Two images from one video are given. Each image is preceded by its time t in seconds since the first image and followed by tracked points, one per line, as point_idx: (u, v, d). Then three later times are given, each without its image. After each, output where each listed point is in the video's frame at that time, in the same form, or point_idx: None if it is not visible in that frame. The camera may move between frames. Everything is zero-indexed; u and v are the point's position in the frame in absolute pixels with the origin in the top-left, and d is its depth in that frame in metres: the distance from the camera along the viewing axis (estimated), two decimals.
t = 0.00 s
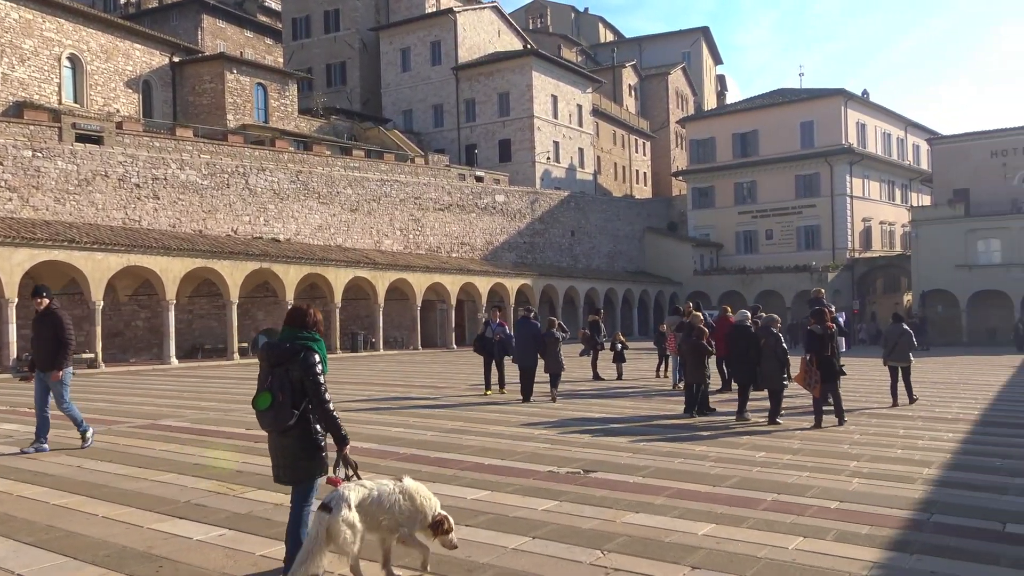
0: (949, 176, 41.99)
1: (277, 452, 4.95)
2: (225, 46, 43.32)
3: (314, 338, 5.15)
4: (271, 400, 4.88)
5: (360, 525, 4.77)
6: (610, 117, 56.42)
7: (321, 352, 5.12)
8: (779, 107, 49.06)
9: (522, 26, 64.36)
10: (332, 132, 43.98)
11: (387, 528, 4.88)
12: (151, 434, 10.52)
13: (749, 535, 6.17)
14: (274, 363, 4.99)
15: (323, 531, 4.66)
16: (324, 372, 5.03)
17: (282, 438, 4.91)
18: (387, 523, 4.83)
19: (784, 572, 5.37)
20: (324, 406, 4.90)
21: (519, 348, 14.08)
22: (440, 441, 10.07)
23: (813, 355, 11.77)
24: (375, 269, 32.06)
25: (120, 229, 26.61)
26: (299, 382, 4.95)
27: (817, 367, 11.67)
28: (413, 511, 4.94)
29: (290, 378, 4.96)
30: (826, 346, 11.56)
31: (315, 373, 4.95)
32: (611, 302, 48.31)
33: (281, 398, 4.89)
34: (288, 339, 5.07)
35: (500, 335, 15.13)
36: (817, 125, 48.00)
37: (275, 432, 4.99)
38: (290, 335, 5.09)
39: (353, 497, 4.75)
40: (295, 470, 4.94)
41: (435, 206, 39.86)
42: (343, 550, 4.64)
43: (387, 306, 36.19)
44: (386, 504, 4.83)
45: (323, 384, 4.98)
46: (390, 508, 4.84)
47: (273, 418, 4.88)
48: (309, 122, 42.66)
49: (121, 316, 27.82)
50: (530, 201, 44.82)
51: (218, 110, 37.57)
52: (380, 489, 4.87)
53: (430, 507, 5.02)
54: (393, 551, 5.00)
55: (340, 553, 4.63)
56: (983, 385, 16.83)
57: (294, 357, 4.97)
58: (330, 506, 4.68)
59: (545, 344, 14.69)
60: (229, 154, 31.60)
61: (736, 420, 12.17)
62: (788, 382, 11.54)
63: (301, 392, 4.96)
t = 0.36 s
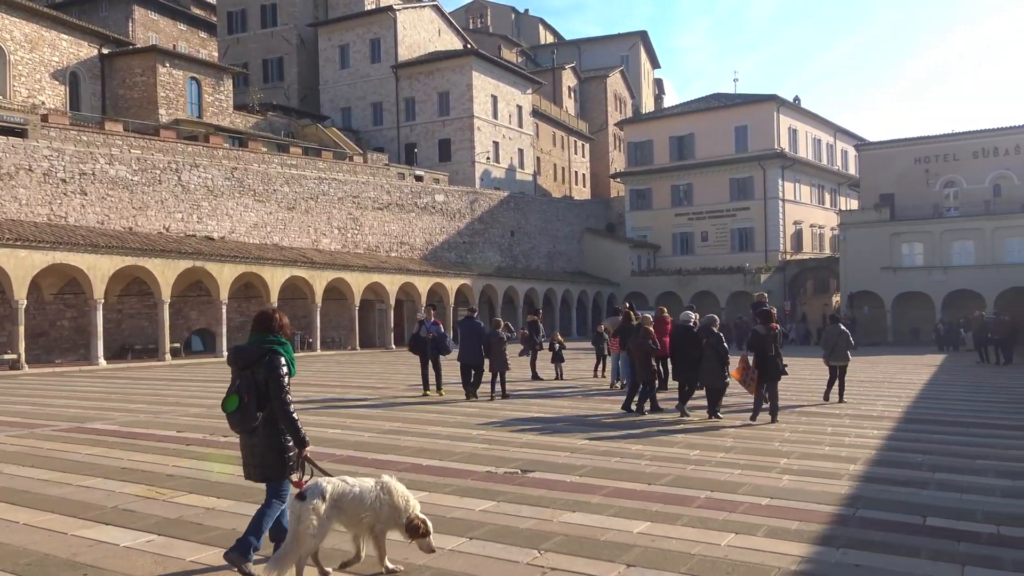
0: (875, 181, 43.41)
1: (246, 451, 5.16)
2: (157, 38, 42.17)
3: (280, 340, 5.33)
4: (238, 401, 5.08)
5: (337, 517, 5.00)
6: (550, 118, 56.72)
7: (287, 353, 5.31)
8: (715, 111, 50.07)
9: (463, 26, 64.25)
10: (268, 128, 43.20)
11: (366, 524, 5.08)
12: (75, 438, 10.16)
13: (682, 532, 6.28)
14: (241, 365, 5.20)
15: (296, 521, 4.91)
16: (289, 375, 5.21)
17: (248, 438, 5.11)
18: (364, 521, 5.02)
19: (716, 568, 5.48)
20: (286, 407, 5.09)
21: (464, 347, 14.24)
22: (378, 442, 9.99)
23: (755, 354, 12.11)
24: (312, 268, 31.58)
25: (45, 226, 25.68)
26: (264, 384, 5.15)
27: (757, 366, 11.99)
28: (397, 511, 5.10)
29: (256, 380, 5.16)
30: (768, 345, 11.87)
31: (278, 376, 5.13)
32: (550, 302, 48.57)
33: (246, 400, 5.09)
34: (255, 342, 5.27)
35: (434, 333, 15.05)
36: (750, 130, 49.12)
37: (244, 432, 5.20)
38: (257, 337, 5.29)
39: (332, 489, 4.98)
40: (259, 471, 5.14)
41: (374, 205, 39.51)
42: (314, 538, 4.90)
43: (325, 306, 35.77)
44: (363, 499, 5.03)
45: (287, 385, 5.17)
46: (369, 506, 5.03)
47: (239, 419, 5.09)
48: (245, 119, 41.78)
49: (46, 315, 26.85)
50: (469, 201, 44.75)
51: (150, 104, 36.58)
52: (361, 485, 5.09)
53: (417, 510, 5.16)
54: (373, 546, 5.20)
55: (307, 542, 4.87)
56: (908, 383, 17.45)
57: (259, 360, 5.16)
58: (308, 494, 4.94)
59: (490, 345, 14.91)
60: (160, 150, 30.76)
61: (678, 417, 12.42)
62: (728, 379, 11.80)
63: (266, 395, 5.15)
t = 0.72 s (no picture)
0: (813, 186, 44.47)
1: (216, 443, 5.32)
2: (94, 29, 40.94)
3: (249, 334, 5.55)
4: (211, 394, 5.27)
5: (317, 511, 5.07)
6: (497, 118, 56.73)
7: (256, 346, 5.54)
8: (660, 115, 50.72)
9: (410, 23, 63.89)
10: (210, 123, 42.29)
11: (344, 518, 5.15)
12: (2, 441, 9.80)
13: (624, 531, 6.35)
14: (213, 359, 5.38)
15: (278, 513, 4.95)
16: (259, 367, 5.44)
17: (221, 430, 5.30)
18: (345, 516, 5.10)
19: (657, 566, 5.55)
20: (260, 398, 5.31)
21: (420, 346, 14.46)
22: (320, 443, 9.87)
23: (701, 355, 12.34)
24: (255, 267, 31.00)
25: None
26: (236, 377, 5.35)
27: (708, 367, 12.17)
28: (377, 507, 5.22)
29: (229, 373, 5.35)
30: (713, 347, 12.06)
31: (253, 369, 5.35)
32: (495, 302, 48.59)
33: (219, 392, 5.29)
34: (225, 336, 5.46)
35: (379, 336, 14.92)
36: (693, 134, 49.89)
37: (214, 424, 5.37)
38: (227, 332, 5.48)
39: (313, 485, 5.04)
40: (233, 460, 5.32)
41: (318, 203, 39.00)
42: (296, 530, 4.96)
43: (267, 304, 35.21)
44: (343, 494, 5.11)
45: (259, 376, 5.39)
46: (349, 501, 5.12)
47: (213, 410, 5.26)
48: (186, 113, 40.82)
49: None
50: (415, 201, 44.48)
51: (86, 96, 35.52)
52: (339, 480, 5.17)
53: (394, 507, 5.30)
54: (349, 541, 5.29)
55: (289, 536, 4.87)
56: (842, 384, 17.96)
57: (232, 354, 5.37)
58: (289, 488, 4.99)
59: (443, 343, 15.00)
60: (96, 143, 29.87)
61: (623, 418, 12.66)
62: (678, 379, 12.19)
63: (237, 386, 5.35)
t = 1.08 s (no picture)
0: (755, 191, 45.35)
1: (205, 444, 5.44)
2: (28, 20, 39.62)
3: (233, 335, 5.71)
4: (202, 396, 5.41)
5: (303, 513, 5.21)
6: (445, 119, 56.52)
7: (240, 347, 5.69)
8: (607, 118, 51.22)
9: (358, 22, 63.34)
10: (150, 119, 41.26)
11: (331, 515, 5.34)
12: None
13: (569, 532, 6.37)
14: (199, 361, 5.52)
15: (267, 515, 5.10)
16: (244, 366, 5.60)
17: (211, 431, 5.44)
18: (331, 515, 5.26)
19: (600, 566, 5.59)
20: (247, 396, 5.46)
21: (376, 348, 14.61)
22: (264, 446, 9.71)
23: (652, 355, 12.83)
24: (196, 267, 30.33)
25: None
26: (225, 377, 5.49)
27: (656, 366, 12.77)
28: (360, 500, 5.41)
29: (217, 374, 5.49)
30: (665, 347, 12.69)
31: (240, 369, 5.53)
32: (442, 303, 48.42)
33: (209, 394, 5.43)
34: (209, 339, 5.60)
35: (328, 335, 14.74)
36: (639, 138, 50.50)
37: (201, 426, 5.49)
38: (210, 334, 5.62)
39: (298, 486, 5.19)
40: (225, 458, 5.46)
41: (262, 201, 38.36)
42: (284, 529, 5.13)
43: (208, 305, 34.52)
44: (331, 494, 5.28)
45: (245, 376, 5.55)
46: (333, 499, 5.28)
47: (203, 411, 5.41)
48: (125, 108, 39.74)
49: None
50: (362, 200, 44.07)
51: (20, 88, 34.34)
52: (327, 479, 5.33)
53: (375, 497, 5.50)
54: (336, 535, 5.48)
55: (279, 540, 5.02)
56: (782, 384, 18.37)
57: (218, 356, 5.52)
58: (275, 492, 5.12)
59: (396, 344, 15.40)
60: (30, 138, 28.91)
61: (570, 416, 12.92)
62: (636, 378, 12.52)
63: (225, 387, 5.50)
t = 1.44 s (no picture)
0: (700, 193, 46.08)
1: (168, 437, 5.59)
2: None
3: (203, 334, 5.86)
4: (165, 391, 5.55)
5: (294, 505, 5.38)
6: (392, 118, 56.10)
7: (209, 346, 5.84)
8: (554, 120, 51.55)
9: (304, 18, 62.53)
10: (87, 114, 40.08)
11: (321, 507, 5.54)
12: None
13: (514, 532, 6.38)
14: (167, 357, 5.66)
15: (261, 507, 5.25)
16: (211, 364, 5.74)
17: (174, 424, 5.58)
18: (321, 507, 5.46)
19: (546, 567, 5.59)
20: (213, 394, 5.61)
21: (329, 350, 14.59)
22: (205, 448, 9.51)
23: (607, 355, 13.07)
24: (135, 266, 29.57)
25: None
26: (190, 374, 5.64)
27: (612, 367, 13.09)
28: (347, 494, 5.66)
29: (183, 370, 5.63)
30: (622, 347, 12.88)
31: (206, 367, 5.68)
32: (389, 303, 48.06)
33: (173, 389, 5.57)
34: (179, 336, 5.75)
35: (276, 336, 14.42)
36: (586, 139, 50.92)
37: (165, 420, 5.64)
38: (182, 332, 5.78)
39: (292, 479, 5.35)
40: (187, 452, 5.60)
41: (205, 199, 37.61)
42: (278, 522, 5.27)
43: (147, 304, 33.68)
44: (323, 487, 5.49)
45: (212, 374, 5.69)
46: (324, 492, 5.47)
47: (167, 406, 5.55)
48: (61, 102, 38.53)
49: None
50: (308, 199, 43.52)
51: None
52: (317, 472, 5.51)
53: (359, 491, 5.78)
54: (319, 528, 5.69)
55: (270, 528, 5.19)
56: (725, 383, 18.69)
57: (186, 353, 5.67)
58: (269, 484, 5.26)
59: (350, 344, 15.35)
60: None
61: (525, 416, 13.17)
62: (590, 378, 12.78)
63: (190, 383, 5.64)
